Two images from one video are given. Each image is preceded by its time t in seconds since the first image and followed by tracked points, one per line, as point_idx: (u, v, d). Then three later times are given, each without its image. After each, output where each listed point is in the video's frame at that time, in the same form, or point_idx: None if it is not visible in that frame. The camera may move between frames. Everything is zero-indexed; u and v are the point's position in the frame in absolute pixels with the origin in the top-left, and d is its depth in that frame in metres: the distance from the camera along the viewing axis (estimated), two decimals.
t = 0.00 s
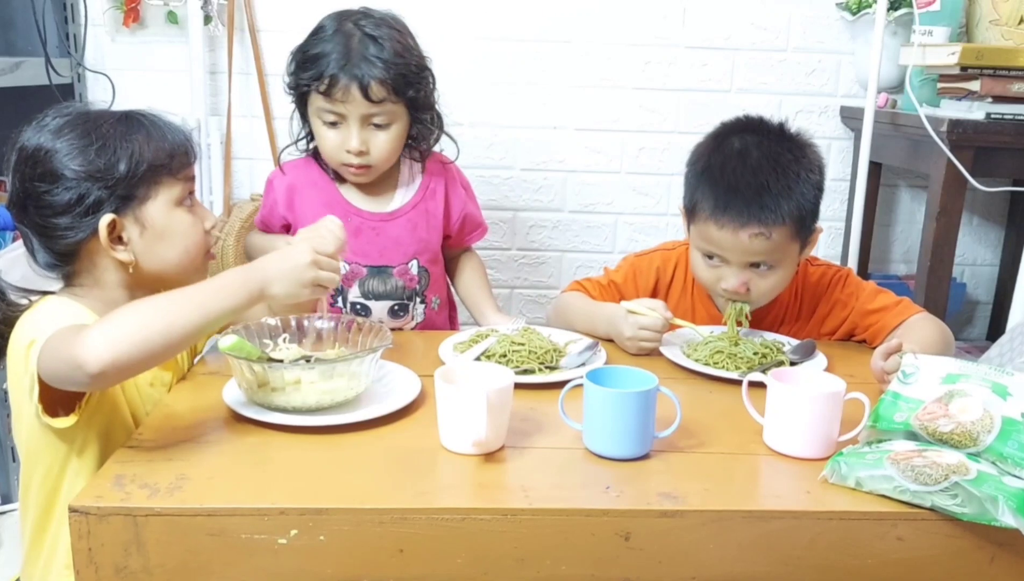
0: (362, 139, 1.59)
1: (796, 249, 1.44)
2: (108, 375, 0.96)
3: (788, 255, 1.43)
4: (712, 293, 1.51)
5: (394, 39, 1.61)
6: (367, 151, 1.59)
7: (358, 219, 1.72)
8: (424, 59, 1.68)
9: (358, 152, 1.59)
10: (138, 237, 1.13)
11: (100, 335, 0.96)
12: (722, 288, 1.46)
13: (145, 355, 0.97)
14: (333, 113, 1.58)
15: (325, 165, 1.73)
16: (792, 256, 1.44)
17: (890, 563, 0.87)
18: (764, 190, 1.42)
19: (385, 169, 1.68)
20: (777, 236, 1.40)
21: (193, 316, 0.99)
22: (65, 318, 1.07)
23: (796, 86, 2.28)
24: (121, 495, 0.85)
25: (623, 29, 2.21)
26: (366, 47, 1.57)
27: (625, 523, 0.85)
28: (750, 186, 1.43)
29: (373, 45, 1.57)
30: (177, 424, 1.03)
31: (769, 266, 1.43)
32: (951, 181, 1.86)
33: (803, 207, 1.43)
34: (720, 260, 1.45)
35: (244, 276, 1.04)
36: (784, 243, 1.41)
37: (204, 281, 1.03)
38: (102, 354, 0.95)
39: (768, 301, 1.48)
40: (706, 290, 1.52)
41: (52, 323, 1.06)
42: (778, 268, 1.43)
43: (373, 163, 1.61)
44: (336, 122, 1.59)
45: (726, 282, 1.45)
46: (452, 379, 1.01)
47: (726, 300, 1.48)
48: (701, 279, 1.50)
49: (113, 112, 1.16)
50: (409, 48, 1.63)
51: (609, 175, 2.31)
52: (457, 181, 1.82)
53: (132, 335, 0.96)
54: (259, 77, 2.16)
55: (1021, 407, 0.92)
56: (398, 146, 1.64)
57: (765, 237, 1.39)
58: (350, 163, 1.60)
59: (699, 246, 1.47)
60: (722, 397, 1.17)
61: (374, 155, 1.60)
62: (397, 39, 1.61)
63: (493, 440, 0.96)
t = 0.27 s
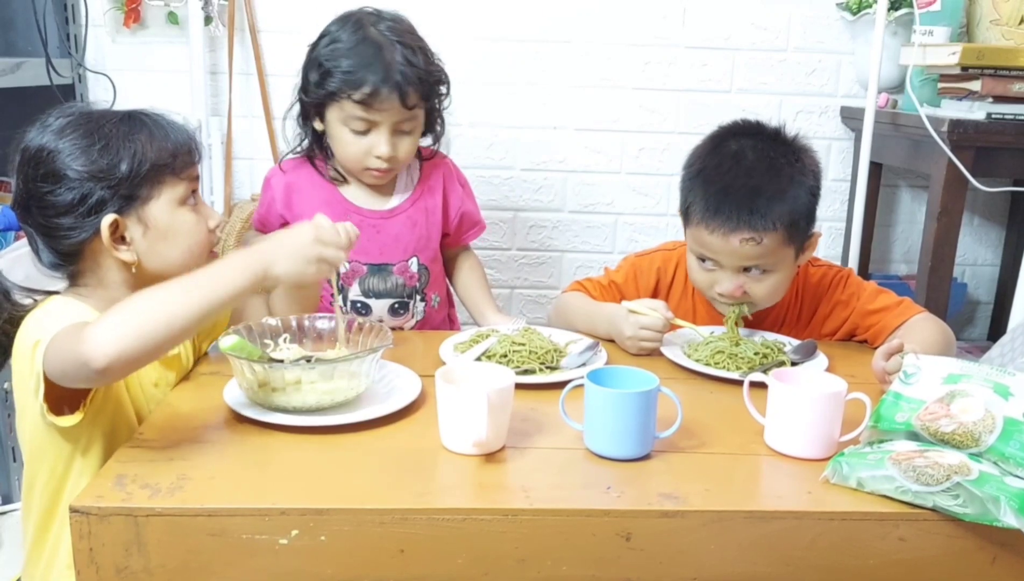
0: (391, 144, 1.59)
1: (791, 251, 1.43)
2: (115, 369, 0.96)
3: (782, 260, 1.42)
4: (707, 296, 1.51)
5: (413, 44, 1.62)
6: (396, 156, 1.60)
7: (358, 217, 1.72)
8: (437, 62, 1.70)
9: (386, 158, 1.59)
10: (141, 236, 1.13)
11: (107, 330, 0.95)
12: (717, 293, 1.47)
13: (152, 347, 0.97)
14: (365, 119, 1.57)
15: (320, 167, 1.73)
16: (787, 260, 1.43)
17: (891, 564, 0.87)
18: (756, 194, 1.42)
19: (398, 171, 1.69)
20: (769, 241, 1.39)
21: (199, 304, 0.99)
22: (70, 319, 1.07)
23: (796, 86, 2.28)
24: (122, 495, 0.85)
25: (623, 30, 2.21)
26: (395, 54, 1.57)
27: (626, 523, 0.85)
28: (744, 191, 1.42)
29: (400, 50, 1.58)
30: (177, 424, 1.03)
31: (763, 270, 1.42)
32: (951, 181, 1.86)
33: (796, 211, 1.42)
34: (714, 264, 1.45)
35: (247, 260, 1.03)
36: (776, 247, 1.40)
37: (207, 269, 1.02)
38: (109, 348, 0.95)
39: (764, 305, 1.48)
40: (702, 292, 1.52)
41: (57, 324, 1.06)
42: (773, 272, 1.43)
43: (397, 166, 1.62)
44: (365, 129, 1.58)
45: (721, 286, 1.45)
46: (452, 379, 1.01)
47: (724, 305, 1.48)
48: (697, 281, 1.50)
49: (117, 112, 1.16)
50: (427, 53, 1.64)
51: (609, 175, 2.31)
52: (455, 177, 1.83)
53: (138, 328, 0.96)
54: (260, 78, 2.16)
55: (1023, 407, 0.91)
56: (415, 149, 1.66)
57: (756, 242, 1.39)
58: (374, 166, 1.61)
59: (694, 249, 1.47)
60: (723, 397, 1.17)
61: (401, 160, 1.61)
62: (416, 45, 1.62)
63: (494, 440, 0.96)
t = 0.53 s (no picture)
0: (406, 145, 1.59)
1: (789, 251, 1.43)
2: (104, 359, 0.96)
3: (779, 260, 1.42)
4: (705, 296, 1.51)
5: (424, 44, 1.63)
6: (410, 156, 1.60)
7: (361, 216, 1.72)
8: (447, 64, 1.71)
9: (400, 158, 1.59)
10: (131, 237, 1.12)
11: (91, 319, 0.95)
12: (716, 294, 1.46)
13: (137, 331, 0.97)
14: (381, 120, 1.57)
15: (321, 167, 1.73)
16: (785, 259, 1.43)
17: (893, 563, 0.87)
18: (755, 194, 1.42)
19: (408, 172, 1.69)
20: (767, 242, 1.39)
21: (176, 283, 0.99)
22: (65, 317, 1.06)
23: (796, 86, 2.28)
24: (123, 495, 0.85)
25: (624, 30, 2.21)
26: (411, 54, 1.58)
27: (628, 523, 0.84)
28: (742, 191, 1.42)
29: (415, 51, 1.59)
30: (178, 424, 1.03)
31: (761, 270, 1.42)
32: (952, 181, 1.86)
33: (791, 212, 1.42)
34: (713, 264, 1.45)
35: (218, 232, 1.03)
36: (774, 247, 1.40)
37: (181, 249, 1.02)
38: (94, 337, 0.95)
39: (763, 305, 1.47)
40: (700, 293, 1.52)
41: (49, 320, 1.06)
42: (771, 272, 1.43)
43: (409, 166, 1.63)
44: (382, 129, 1.58)
45: (720, 287, 1.45)
46: (453, 379, 1.00)
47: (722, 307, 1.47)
48: (696, 282, 1.50)
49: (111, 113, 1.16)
50: (436, 53, 1.66)
51: (610, 175, 2.31)
52: (455, 176, 1.84)
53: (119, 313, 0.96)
54: (260, 78, 2.16)
55: None
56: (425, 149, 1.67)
57: (753, 242, 1.39)
58: (387, 166, 1.61)
59: (693, 250, 1.47)
60: (724, 397, 1.17)
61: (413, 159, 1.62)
62: (427, 46, 1.64)
63: (495, 440, 0.96)
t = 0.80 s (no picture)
0: (406, 148, 1.58)
1: (799, 231, 1.44)
2: (86, 427, 0.94)
3: (791, 239, 1.43)
4: (713, 285, 1.50)
5: (432, 49, 1.63)
6: (410, 160, 1.59)
7: (379, 224, 1.72)
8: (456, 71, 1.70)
9: (401, 161, 1.58)
10: (142, 253, 1.12)
11: (74, 388, 0.93)
12: (727, 277, 1.45)
13: (121, 400, 0.95)
14: (380, 122, 1.57)
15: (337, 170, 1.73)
16: (795, 239, 1.44)
17: (894, 563, 0.87)
18: (765, 174, 1.42)
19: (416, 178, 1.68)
20: (782, 219, 1.40)
21: (158, 352, 0.98)
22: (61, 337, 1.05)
23: (796, 85, 2.28)
24: (124, 494, 0.85)
25: (624, 29, 2.21)
26: (414, 58, 1.58)
27: (629, 522, 0.85)
28: (753, 170, 1.43)
29: (419, 55, 1.58)
30: (180, 423, 1.03)
31: (774, 251, 1.42)
32: (953, 180, 1.86)
33: (803, 190, 1.43)
34: (725, 247, 1.44)
35: (199, 293, 1.02)
36: (787, 225, 1.41)
37: (161, 311, 1.01)
38: (76, 406, 0.92)
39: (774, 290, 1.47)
40: (707, 281, 1.51)
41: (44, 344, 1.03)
42: (783, 253, 1.43)
43: (411, 171, 1.61)
44: (381, 131, 1.58)
45: (731, 271, 1.44)
46: (454, 379, 1.01)
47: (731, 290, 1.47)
48: (705, 270, 1.49)
49: (125, 124, 1.14)
50: (445, 60, 1.65)
51: (610, 175, 2.31)
52: (466, 184, 1.85)
53: (101, 382, 0.94)
54: (260, 78, 2.16)
55: None
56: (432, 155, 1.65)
57: (769, 219, 1.39)
58: (389, 170, 1.60)
59: (703, 236, 1.46)
60: (725, 397, 1.17)
61: (414, 164, 1.60)
62: (435, 51, 1.63)
63: (496, 440, 0.96)
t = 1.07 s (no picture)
0: (401, 153, 1.58)
1: (805, 203, 1.47)
2: (87, 462, 0.91)
3: (799, 210, 1.46)
4: (719, 264, 1.49)
5: (435, 57, 1.62)
6: (405, 165, 1.59)
7: (387, 235, 1.72)
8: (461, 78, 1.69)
9: (396, 165, 1.58)
10: (148, 264, 1.12)
11: (78, 419, 0.91)
12: (736, 250, 1.45)
13: (125, 429, 0.93)
14: (374, 126, 1.58)
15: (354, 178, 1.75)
16: (802, 211, 1.46)
17: (893, 561, 0.87)
18: (775, 141, 1.47)
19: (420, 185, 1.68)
20: (793, 182, 1.43)
21: (156, 378, 0.97)
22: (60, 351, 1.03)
23: (796, 85, 2.28)
24: (123, 493, 0.85)
25: (624, 28, 2.21)
26: (410, 64, 1.57)
27: (628, 521, 0.85)
28: (763, 137, 1.47)
29: (417, 61, 1.58)
30: (179, 422, 1.03)
31: (783, 222, 1.44)
32: (952, 179, 1.86)
33: (810, 160, 1.48)
34: (735, 217, 1.45)
35: (188, 319, 1.03)
36: (797, 191, 1.44)
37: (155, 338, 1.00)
38: (82, 438, 0.90)
39: (780, 268, 1.47)
40: (713, 261, 1.50)
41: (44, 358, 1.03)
42: (792, 224, 1.45)
43: (409, 178, 1.61)
44: (376, 135, 1.59)
45: (741, 241, 1.45)
46: (453, 378, 1.01)
47: (739, 265, 1.46)
48: (712, 246, 1.49)
49: (132, 132, 1.13)
50: (448, 68, 1.64)
51: (610, 174, 2.31)
52: (481, 198, 1.83)
53: (102, 416, 0.91)
54: (260, 77, 2.16)
55: (1023, 404, 0.92)
56: (434, 161, 1.64)
57: (782, 181, 1.43)
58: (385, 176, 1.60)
59: (712, 207, 1.47)
60: (724, 396, 1.17)
61: (410, 169, 1.60)
62: (437, 58, 1.62)
63: (495, 438, 0.96)
